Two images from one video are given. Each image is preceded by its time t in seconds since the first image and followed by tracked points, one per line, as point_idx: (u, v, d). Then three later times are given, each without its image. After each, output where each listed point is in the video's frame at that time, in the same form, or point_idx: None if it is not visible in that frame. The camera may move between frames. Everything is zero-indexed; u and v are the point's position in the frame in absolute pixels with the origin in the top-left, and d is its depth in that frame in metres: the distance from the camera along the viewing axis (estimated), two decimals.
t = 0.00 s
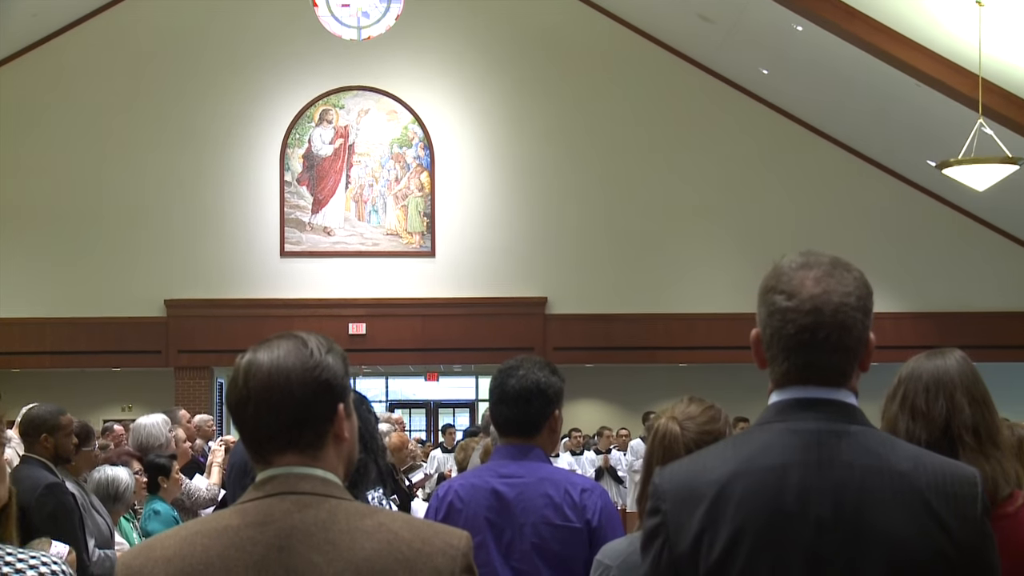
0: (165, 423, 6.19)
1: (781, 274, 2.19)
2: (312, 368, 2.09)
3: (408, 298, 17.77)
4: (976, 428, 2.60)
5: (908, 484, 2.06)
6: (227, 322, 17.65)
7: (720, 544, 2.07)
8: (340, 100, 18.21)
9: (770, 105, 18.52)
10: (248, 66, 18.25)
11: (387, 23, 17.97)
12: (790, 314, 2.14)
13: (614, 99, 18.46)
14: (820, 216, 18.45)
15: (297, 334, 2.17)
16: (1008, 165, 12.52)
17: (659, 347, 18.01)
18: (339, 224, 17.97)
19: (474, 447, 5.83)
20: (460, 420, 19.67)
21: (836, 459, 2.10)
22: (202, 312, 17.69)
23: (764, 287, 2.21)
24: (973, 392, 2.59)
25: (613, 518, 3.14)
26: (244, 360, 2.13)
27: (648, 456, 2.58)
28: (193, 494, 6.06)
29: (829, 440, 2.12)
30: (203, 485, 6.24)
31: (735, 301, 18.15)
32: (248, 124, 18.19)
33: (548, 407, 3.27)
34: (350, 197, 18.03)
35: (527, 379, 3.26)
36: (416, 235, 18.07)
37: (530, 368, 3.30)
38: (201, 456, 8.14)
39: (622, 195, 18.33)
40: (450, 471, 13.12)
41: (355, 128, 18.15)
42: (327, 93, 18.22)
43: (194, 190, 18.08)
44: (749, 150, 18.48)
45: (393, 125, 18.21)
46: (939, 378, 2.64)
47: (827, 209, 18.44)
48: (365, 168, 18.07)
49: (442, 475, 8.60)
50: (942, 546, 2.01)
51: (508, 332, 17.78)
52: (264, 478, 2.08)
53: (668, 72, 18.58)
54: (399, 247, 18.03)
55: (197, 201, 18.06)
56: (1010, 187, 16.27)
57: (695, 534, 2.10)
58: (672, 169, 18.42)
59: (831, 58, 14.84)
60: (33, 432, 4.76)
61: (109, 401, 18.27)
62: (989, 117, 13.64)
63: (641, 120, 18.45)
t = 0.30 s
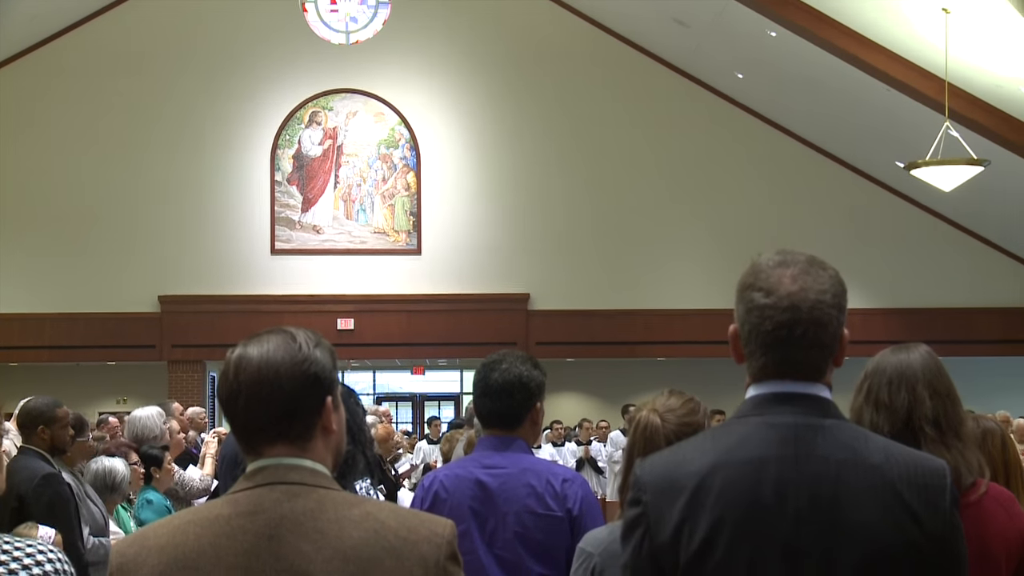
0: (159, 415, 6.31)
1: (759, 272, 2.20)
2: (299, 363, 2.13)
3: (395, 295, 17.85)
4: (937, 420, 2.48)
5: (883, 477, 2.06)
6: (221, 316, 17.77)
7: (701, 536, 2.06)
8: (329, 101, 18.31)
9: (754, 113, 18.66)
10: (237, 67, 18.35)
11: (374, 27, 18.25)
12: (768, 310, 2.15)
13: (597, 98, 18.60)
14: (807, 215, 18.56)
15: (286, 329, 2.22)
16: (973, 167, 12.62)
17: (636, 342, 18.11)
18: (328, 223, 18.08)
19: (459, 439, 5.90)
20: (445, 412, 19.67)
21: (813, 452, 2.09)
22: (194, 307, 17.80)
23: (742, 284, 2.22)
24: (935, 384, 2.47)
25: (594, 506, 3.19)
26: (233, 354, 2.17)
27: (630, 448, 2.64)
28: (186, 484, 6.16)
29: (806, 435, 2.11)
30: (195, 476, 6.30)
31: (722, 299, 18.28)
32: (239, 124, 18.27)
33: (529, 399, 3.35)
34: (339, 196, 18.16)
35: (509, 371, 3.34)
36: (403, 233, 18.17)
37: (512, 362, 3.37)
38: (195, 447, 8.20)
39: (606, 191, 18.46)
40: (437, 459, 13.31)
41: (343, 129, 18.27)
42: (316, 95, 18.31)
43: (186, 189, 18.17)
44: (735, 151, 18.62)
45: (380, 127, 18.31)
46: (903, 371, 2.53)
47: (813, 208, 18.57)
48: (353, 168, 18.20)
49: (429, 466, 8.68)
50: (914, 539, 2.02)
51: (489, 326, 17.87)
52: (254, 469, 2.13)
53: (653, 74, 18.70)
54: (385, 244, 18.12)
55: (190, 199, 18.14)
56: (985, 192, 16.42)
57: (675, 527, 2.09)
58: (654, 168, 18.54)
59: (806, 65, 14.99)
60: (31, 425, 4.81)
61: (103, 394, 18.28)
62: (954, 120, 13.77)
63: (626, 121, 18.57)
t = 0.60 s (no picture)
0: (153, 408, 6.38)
1: (736, 268, 2.24)
2: (289, 357, 2.19)
3: (381, 292, 17.92)
4: (901, 411, 2.53)
5: (854, 469, 2.11)
6: (213, 311, 17.82)
7: (678, 524, 2.10)
8: (320, 105, 18.34)
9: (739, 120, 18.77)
10: (224, 66, 18.37)
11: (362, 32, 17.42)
12: (746, 306, 2.19)
13: (581, 99, 18.67)
14: (794, 213, 18.68)
15: (276, 324, 2.27)
16: (941, 168, 12.75)
17: (616, 338, 18.23)
18: (317, 222, 18.13)
19: (445, 430, 5.97)
20: (432, 405, 19.76)
21: (787, 443, 2.14)
22: (188, 303, 17.85)
23: (721, 280, 2.26)
24: (898, 377, 2.53)
25: (573, 496, 3.28)
26: (226, 348, 2.22)
27: (609, 440, 2.71)
28: (180, 475, 6.23)
29: (780, 425, 2.16)
30: (189, 466, 6.35)
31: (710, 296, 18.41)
32: (228, 121, 18.31)
33: (511, 392, 3.41)
34: (327, 195, 18.20)
35: (493, 365, 3.40)
36: (390, 231, 18.24)
37: (496, 356, 3.43)
38: (188, 438, 8.26)
39: (590, 190, 18.55)
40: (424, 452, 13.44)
41: (331, 131, 18.30)
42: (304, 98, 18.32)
43: (177, 186, 18.22)
44: (721, 149, 18.72)
45: (367, 129, 18.35)
46: (868, 364, 2.58)
47: (799, 206, 18.68)
48: (341, 168, 18.24)
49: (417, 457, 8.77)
50: (883, 528, 2.07)
51: (473, 322, 17.96)
52: (244, 461, 2.18)
53: (639, 74, 18.77)
54: (373, 243, 18.18)
55: (181, 197, 18.19)
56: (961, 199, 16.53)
57: (653, 515, 2.13)
58: (637, 167, 18.63)
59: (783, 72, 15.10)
60: (27, 417, 4.90)
61: (98, 387, 18.38)
62: (923, 123, 13.86)
63: (610, 120, 18.65)
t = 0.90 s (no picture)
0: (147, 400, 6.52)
1: (710, 264, 2.32)
2: (280, 349, 2.25)
3: (369, 287, 18.01)
4: (870, 401, 2.62)
5: (822, 456, 2.19)
6: (205, 307, 17.87)
7: (653, 509, 2.19)
8: (309, 106, 18.39)
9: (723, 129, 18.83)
10: (211, 65, 18.40)
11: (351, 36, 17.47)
12: (719, 299, 2.28)
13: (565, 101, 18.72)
14: (780, 209, 18.79)
15: (267, 318, 2.33)
16: (908, 169, 12.84)
17: (596, 331, 18.33)
18: (306, 220, 18.21)
19: (429, 421, 6.07)
20: (417, 397, 19.86)
21: (757, 432, 2.22)
22: (182, 299, 17.89)
23: (695, 275, 2.34)
24: (869, 369, 2.61)
25: (555, 485, 3.38)
26: (219, 342, 2.29)
27: (588, 431, 2.79)
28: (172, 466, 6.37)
29: (751, 415, 2.24)
30: (183, 457, 6.44)
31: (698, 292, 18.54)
32: (218, 118, 18.35)
33: (496, 384, 3.50)
34: (316, 194, 18.27)
35: (478, 358, 3.48)
36: (377, 228, 18.32)
37: (481, 349, 3.51)
38: (181, 430, 8.34)
39: (575, 189, 18.64)
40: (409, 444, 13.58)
41: (319, 132, 18.36)
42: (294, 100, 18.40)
43: (166, 183, 18.26)
44: (707, 147, 18.83)
45: (354, 131, 18.41)
46: (838, 358, 2.66)
47: (787, 203, 18.80)
48: (330, 168, 18.32)
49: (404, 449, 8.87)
50: (851, 512, 2.15)
51: (456, 317, 18.05)
52: (236, 451, 2.24)
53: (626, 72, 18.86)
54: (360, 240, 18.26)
55: (172, 193, 18.23)
56: (938, 206, 16.66)
57: (629, 501, 2.22)
58: (619, 167, 18.72)
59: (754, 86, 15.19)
60: (26, 409, 4.99)
61: (94, 380, 18.50)
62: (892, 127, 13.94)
63: (594, 119, 18.72)
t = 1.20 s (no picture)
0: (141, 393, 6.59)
1: (686, 261, 2.36)
2: (270, 345, 2.31)
3: (356, 283, 18.07)
4: (828, 394, 2.67)
5: (794, 448, 2.22)
6: (197, 302, 17.91)
7: (630, 498, 2.22)
8: (297, 107, 18.43)
9: (708, 134, 18.94)
10: (198, 66, 18.43)
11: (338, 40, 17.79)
12: (695, 295, 2.32)
13: (546, 102, 18.81)
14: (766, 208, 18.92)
15: (258, 313, 2.38)
16: (876, 169, 13.05)
17: (576, 326, 18.45)
18: (295, 218, 18.26)
19: (414, 413, 6.15)
20: (403, 390, 19.92)
21: (732, 423, 2.25)
22: (174, 294, 17.91)
23: (672, 272, 2.39)
24: (823, 365, 2.67)
25: (536, 474, 3.47)
26: (211, 337, 2.34)
27: (568, 422, 2.86)
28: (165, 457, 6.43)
29: (725, 407, 2.27)
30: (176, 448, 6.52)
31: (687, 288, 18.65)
32: (208, 115, 18.39)
33: (479, 376, 3.58)
34: (304, 192, 18.32)
35: (462, 352, 3.56)
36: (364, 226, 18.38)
37: (464, 344, 3.58)
38: (173, 423, 8.41)
39: (558, 188, 18.73)
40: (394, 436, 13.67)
41: (307, 133, 18.41)
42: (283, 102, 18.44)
43: (156, 180, 18.28)
44: (691, 146, 18.95)
45: (341, 131, 18.46)
46: (793, 360, 2.72)
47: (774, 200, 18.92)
48: (317, 168, 18.38)
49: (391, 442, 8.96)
50: (823, 502, 2.17)
51: (441, 312, 18.12)
52: (228, 442, 2.30)
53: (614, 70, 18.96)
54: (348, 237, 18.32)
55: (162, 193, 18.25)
56: (915, 209, 16.78)
57: (607, 490, 2.26)
58: (601, 167, 18.82)
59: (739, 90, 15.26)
60: (21, 401, 5.06)
61: (87, 372, 18.54)
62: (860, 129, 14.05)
63: (575, 120, 18.82)
